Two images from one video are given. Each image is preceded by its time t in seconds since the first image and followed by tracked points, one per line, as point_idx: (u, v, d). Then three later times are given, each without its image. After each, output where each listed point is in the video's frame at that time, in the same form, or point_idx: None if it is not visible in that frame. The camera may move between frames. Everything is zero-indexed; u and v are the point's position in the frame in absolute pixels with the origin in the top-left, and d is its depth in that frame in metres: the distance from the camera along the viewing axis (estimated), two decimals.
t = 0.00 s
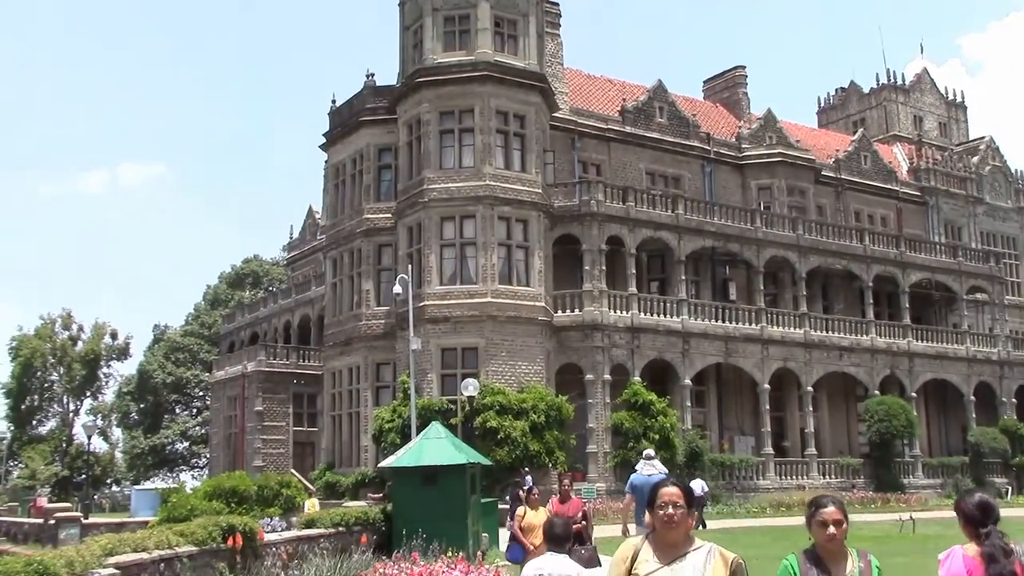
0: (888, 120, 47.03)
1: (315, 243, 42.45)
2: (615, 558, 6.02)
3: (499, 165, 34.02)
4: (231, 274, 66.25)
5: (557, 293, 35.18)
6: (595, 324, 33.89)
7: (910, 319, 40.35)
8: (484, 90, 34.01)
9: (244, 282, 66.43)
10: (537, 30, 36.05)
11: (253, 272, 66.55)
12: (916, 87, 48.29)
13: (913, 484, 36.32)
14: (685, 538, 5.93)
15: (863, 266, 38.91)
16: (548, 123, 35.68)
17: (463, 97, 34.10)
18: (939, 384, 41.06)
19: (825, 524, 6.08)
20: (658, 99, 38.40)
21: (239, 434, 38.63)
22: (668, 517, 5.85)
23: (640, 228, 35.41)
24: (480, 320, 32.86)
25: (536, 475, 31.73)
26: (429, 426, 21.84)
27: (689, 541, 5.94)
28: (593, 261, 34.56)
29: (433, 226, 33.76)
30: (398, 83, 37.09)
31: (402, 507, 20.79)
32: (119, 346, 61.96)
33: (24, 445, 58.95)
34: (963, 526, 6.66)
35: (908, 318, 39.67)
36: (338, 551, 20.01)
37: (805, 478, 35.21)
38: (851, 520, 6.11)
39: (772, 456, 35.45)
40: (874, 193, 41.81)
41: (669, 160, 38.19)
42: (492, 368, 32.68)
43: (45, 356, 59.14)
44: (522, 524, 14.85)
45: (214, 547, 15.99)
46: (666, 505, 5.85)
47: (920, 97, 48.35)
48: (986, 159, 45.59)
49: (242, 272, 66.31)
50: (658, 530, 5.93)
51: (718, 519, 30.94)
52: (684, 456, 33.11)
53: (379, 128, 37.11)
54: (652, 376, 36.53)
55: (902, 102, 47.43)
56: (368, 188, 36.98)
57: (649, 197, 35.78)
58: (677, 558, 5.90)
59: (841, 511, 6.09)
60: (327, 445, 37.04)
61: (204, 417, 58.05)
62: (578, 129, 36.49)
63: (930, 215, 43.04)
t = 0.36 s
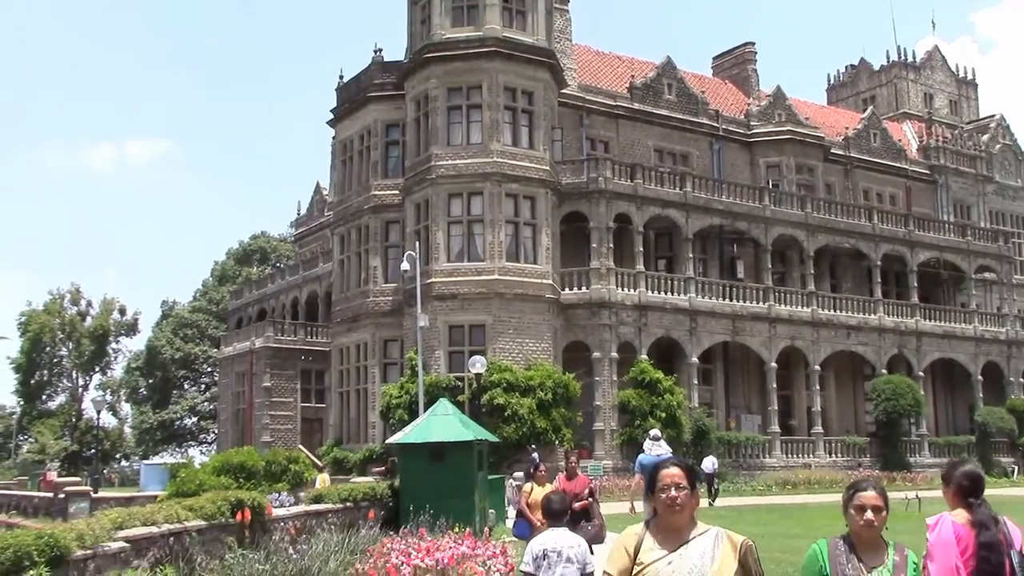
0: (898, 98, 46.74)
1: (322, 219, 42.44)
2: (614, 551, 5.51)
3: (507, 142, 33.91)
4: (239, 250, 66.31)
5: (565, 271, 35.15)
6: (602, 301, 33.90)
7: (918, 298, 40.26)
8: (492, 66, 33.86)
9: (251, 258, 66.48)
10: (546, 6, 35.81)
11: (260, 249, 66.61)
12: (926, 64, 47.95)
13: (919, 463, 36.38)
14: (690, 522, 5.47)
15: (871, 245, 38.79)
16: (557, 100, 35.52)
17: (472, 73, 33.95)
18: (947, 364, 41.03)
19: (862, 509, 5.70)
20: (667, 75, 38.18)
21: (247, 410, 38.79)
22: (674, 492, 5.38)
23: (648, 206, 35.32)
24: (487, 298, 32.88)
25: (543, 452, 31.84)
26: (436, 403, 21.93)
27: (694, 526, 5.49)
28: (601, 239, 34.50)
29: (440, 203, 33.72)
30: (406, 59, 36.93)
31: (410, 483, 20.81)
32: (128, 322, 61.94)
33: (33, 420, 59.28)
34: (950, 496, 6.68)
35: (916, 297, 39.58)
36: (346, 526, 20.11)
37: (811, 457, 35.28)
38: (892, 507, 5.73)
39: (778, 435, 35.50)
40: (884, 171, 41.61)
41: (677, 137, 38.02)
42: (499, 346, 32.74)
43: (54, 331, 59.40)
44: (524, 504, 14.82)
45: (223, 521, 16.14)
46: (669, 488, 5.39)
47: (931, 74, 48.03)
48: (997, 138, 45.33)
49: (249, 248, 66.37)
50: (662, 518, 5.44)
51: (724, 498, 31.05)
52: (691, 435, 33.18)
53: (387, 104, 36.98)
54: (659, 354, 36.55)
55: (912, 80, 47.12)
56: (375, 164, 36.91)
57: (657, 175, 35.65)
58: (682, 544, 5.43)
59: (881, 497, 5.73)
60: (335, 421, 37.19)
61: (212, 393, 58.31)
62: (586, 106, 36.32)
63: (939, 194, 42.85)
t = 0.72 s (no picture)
0: (905, 113, 46.74)
1: (329, 232, 42.49)
2: None
3: (513, 155, 33.95)
4: (245, 262, 66.40)
5: (570, 284, 35.15)
6: (608, 315, 33.88)
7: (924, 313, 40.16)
8: (499, 79, 33.93)
9: (257, 270, 66.56)
10: (553, 19, 35.91)
11: (266, 260, 66.70)
12: (933, 79, 47.96)
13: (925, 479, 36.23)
14: (705, 552, 4.92)
15: (877, 260, 38.73)
16: (563, 114, 35.57)
17: (478, 86, 34.02)
18: (953, 379, 40.91)
19: (877, 528, 5.37)
20: (673, 89, 38.23)
21: (252, 422, 38.80)
22: (693, 492, 4.77)
23: (654, 219, 35.32)
24: (492, 311, 32.88)
25: (548, 466, 31.80)
26: (441, 416, 21.92)
27: (709, 556, 4.94)
28: (606, 253, 34.50)
29: (446, 216, 33.76)
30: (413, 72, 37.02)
31: (414, 497, 20.86)
32: (134, 333, 62.12)
33: (38, 430, 59.33)
34: (926, 509, 6.89)
35: (922, 312, 39.48)
36: (351, 540, 20.10)
37: (816, 472, 35.16)
38: (907, 525, 5.40)
39: (783, 450, 35.41)
40: (890, 185, 41.58)
41: (683, 151, 38.05)
42: (504, 359, 32.73)
43: (59, 342, 59.51)
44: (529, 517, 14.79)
45: (227, 534, 16.06)
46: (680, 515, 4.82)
47: (937, 89, 48.02)
48: (1003, 153, 45.28)
49: (255, 260, 66.47)
50: (672, 542, 4.85)
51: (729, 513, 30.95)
52: (696, 449, 33.10)
53: (394, 117, 37.05)
54: (665, 368, 36.50)
55: (919, 94, 47.12)
56: (382, 177, 36.96)
57: (663, 188, 35.64)
58: None
59: (896, 514, 5.38)
60: (340, 433, 37.17)
61: (217, 405, 58.30)
62: (592, 119, 36.36)
63: (946, 209, 42.80)
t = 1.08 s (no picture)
0: (905, 128, 46.82)
1: (330, 245, 42.51)
2: None
3: (514, 169, 34.01)
4: (247, 275, 66.46)
5: (571, 297, 35.17)
6: (608, 329, 33.87)
7: (925, 327, 40.12)
8: (500, 94, 34.04)
9: (258, 283, 66.62)
10: (554, 34, 36.05)
11: (268, 274, 66.75)
12: (933, 94, 48.04)
13: (927, 494, 36.06)
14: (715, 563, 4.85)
15: (878, 274, 38.72)
16: (565, 128, 35.65)
17: (480, 100, 34.12)
18: (954, 394, 40.81)
19: (886, 551, 4.83)
20: (674, 104, 38.31)
21: (253, 435, 38.76)
22: (700, 496, 4.78)
23: (655, 233, 35.33)
24: (494, 324, 32.88)
25: (549, 479, 31.75)
26: (442, 430, 21.89)
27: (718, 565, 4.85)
28: (607, 266, 34.51)
29: (448, 229, 33.81)
30: (414, 85, 37.15)
31: (414, 511, 20.77)
32: (135, 346, 62.18)
33: (38, 443, 59.25)
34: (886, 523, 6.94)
35: (923, 326, 39.43)
36: (350, 554, 20.07)
37: (818, 486, 35.04)
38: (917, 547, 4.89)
39: (785, 464, 35.33)
40: (890, 200, 41.60)
41: (684, 165, 38.11)
42: (505, 372, 32.71)
43: (60, 355, 59.53)
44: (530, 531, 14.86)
45: (227, 547, 16.05)
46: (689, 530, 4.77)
47: (938, 104, 48.10)
48: (1004, 168, 45.30)
49: (257, 274, 66.53)
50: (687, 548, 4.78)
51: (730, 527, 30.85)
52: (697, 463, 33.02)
53: (395, 131, 37.13)
54: (666, 382, 36.44)
55: (919, 109, 47.20)
56: (383, 190, 37.02)
57: (664, 202, 35.67)
58: None
59: (906, 534, 4.85)
60: (340, 447, 37.13)
61: (217, 418, 58.24)
62: (593, 133, 36.44)
63: (946, 223, 42.82)
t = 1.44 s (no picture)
0: (888, 135, 47.06)
1: (315, 253, 42.49)
2: None
3: (500, 177, 34.08)
4: (231, 283, 66.36)
5: (556, 305, 35.23)
6: (593, 336, 33.94)
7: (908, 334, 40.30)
8: (486, 102, 34.12)
9: (243, 291, 66.53)
10: (539, 42, 36.15)
11: (252, 282, 66.66)
12: (916, 103, 48.31)
13: (910, 500, 36.18)
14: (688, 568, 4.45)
15: (862, 281, 38.89)
16: (550, 136, 35.74)
17: (466, 108, 34.19)
18: (937, 401, 40.98)
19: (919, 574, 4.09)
20: (659, 112, 38.45)
21: (237, 444, 38.68)
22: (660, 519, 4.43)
23: (640, 241, 35.42)
24: (479, 332, 32.91)
25: (534, 487, 31.77)
26: (426, 438, 21.86)
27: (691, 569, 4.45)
28: (592, 274, 34.58)
29: (433, 237, 33.83)
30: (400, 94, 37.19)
31: (399, 520, 20.71)
32: (118, 355, 62.01)
33: (20, 453, 58.91)
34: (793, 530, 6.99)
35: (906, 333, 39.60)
36: (334, 562, 20.24)
37: (802, 493, 35.11)
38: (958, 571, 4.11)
39: (769, 471, 35.42)
40: (874, 208, 41.81)
41: (669, 173, 38.23)
42: (490, 380, 32.74)
43: (44, 364, 59.25)
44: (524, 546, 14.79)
45: (209, 557, 16.08)
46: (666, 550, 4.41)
47: (921, 112, 48.37)
48: (986, 176, 45.57)
49: (241, 282, 66.44)
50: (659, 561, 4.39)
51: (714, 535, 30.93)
52: (682, 471, 33.09)
53: (380, 139, 37.14)
54: (650, 390, 36.50)
55: (902, 117, 47.45)
56: (368, 198, 37.02)
57: (649, 210, 35.77)
58: None
59: (943, 557, 4.09)
60: (324, 455, 37.11)
61: (202, 427, 58.09)
62: (578, 141, 36.52)
63: (929, 230, 43.05)
